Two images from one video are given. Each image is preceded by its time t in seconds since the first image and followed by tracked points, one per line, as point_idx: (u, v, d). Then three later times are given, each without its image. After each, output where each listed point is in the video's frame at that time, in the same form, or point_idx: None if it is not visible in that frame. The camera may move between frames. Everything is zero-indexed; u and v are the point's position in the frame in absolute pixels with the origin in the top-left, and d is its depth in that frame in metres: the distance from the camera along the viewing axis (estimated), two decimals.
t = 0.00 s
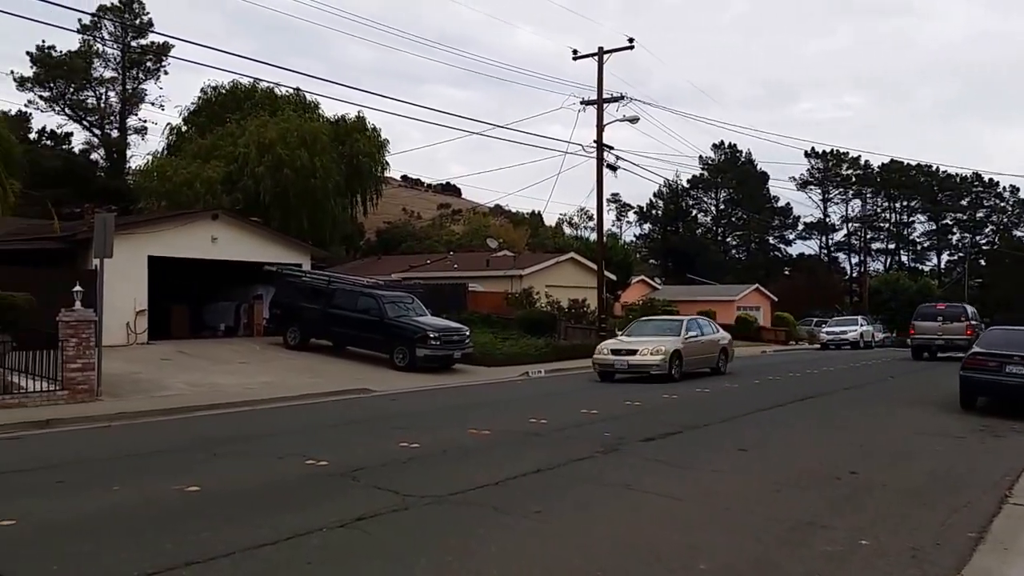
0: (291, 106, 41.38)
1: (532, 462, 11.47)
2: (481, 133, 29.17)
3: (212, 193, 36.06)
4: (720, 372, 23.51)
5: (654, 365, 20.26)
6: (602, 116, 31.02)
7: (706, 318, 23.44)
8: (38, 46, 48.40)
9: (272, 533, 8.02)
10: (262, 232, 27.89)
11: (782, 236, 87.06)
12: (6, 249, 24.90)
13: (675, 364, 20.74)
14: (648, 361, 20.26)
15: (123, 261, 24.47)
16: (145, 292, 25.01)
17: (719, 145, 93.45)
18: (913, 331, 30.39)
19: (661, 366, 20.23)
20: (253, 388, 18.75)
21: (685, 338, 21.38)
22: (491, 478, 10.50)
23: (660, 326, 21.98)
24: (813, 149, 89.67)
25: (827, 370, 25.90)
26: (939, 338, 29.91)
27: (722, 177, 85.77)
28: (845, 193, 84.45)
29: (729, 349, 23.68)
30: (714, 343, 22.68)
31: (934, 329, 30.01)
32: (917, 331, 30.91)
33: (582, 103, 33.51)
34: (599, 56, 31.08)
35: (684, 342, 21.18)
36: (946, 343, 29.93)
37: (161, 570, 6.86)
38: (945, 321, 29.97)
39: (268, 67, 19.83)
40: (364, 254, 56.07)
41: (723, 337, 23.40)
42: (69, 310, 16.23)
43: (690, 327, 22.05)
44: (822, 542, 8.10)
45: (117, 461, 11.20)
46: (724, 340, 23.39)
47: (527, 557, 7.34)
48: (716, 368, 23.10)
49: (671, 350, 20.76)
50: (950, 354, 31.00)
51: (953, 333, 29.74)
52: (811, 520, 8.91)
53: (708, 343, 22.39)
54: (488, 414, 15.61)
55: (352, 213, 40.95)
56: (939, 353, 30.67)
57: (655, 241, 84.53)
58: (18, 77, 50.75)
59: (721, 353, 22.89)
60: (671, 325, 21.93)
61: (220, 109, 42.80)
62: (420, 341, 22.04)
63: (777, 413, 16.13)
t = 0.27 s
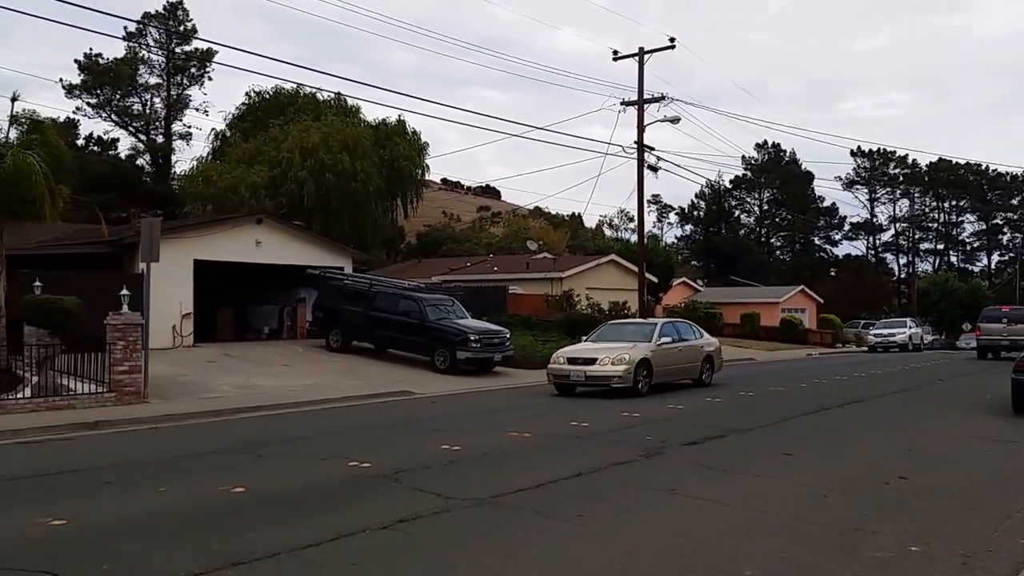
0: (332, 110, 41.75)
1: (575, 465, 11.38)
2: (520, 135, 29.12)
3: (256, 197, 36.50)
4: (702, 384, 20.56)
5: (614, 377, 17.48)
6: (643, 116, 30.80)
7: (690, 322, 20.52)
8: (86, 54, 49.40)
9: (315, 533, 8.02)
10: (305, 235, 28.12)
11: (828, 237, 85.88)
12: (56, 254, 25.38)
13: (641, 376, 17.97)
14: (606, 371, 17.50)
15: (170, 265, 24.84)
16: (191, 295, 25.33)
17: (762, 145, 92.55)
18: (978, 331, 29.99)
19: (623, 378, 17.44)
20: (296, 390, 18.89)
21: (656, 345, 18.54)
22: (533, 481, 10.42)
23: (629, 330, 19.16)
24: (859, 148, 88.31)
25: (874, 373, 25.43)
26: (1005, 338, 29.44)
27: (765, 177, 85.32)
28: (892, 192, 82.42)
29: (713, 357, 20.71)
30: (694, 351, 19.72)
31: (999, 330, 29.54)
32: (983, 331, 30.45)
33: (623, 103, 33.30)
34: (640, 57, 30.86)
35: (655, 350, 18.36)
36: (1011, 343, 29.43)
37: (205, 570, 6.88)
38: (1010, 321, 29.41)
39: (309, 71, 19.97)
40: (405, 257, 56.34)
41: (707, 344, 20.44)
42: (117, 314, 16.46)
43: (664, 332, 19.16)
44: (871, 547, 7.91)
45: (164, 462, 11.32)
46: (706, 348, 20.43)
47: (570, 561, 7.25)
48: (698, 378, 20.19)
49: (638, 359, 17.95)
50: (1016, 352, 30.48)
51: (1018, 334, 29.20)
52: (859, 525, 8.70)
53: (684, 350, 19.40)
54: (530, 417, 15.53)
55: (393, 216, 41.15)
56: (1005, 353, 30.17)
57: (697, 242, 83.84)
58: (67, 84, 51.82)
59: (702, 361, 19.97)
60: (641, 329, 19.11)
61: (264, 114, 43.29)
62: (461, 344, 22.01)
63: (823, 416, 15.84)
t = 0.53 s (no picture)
0: (376, 114, 41.98)
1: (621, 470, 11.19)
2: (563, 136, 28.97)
3: (301, 201, 36.81)
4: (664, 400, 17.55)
5: (540, 395, 14.68)
6: (688, 116, 30.46)
7: (649, 326, 17.61)
8: (135, 61, 50.27)
9: (360, 535, 7.96)
10: (350, 238, 28.25)
11: (879, 237, 84.36)
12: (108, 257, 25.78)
13: (574, 393, 15.07)
14: (532, 388, 14.67)
15: (218, 268, 25.10)
16: (238, 298, 25.57)
17: (809, 144, 91.36)
18: None
19: (547, 397, 14.59)
20: (341, 392, 18.93)
21: (600, 355, 15.70)
22: (579, 485, 10.26)
23: (570, 339, 16.33)
24: (910, 147, 86.65)
25: (928, 376, 24.81)
26: None
27: (814, 177, 84.55)
28: (945, 192, 81.10)
29: (675, 369, 17.70)
30: (649, 360, 16.78)
31: None
32: None
33: (667, 103, 32.98)
34: (684, 56, 30.52)
35: (596, 360, 15.54)
36: None
37: (250, 571, 6.84)
38: None
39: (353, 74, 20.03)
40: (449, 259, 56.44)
41: (667, 352, 17.46)
42: (166, 316, 16.62)
43: (610, 339, 16.27)
44: (930, 556, 7.62)
45: (211, 464, 11.36)
46: (666, 358, 17.44)
47: (618, 566, 7.09)
48: (658, 392, 17.27)
49: (572, 371, 15.12)
50: None
51: None
52: (915, 532, 8.41)
53: (635, 360, 16.49)
54: (575, 421, 15.36)
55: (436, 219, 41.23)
56: None
57: (743, 243, 82.85)
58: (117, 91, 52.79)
59: (660, 373, 17.04)
60: (585, 336, 16.28)
61: (309, 119, 43.68)
62: (504, 346, 21.91)
63: (875, 421, 15.44)
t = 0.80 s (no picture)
0: (420, 118, 42.18)
1: (668, 474, 11.02)
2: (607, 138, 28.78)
3: (346, 205, 37.10)
4: (588, 423, 14.63)
5: (398, 420, 11.68)
6: (734, 115, 30.09)
7: (570, 333, 14.67)
8: (184, 68, 51.15)
9: (407, 538, 7.90)
10: (395, 241, 28.38)
11: (931, 238, 82.68)
12: (159, 260, 26.15)
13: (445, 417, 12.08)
14: (390, 411, 11.68)
15: (265, 272, 25.36)
16: (286, 300, 25.81)
17: (858, 144, 89.89)
18: None
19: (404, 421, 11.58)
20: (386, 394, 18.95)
21: (490, 367, 12.78)
22: (625, 490, 10.10)
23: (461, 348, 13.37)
24: (962, 146, 84.88)
25: (983, 381, 24.16)
26: None
27: (864, 177, 83.27)
28: (999, 192, 79.43)
29: (600, 384, 14.74)
30: (563, 371, 13.89)
31: None
32: None
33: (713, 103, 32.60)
34: (730, 55, 30.16)
35: (483, 373, 12.60)
36: None
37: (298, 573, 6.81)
38: None
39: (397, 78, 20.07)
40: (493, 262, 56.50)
41: (590, 364, 14.51)
42: (217, 319, 16.79)
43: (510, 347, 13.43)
44: (990, 566, 7.35)
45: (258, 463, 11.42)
46: (586, 372, 14.49)
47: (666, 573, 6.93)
48: (579, 413, 14.33)
49: (443, 388, 12.15)
50: None
51: None
52: (973, 541, 8.13)
53: (543, 372, 13.57)
54: (621, 424, 15.16)
55: (479, 222, 41.29)
56: None
57: (791, 244, 81.72)
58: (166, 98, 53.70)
59: (581, 390, 14.15)
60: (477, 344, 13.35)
61: (354, 123, 44.02)
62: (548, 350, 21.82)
63: (929, 427, 15.04)
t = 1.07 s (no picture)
0: (465, 122, 42.40)
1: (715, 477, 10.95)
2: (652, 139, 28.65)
3: (392, 208, 37.41)
4: (438, 452, 11.62)
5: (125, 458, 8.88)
6: (781, 115, 29.77)
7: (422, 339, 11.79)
8: (235, 75, 52.05)
9: (454, 538, 7.96)
10: (439, 244, 28.55)
11: (985, 239, 80.94)
12: (210, 263, 26.64)
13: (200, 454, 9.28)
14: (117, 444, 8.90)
15: (314, 274, 25.68)
16: (333, 303, 26.13)
17: (909, 143, 88.30)
18: None
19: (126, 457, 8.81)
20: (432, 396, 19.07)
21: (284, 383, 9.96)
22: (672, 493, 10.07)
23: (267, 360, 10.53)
24: (1018, 144, 82.91)
25: None
26: None
27: (914, 177, 81.80)
28: None
29: (456, 404, 11.74)
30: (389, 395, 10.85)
31: None
32: None
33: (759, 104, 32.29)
34: (777, 55, 29.87)
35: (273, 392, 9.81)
36: None
37: (348, 571, 6.91)
38: None
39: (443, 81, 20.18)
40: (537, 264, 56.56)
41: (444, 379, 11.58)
42: (267, 321, 17.06)
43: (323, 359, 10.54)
44: None
45: (307, 462, 11.60)
46: (439, 389, 11.55)
47: None
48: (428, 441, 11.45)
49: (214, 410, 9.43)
50: None
51: None
52: None
53: (366, 390, 10.64)
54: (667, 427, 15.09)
55: (523, 225, 41.36)
56: None
57: (839, 245, 80.56)
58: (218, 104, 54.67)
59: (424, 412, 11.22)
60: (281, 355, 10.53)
61: (400, 127, 44.38)
62: (593, 352, 21.77)
63: (984, 432, 14.74)
